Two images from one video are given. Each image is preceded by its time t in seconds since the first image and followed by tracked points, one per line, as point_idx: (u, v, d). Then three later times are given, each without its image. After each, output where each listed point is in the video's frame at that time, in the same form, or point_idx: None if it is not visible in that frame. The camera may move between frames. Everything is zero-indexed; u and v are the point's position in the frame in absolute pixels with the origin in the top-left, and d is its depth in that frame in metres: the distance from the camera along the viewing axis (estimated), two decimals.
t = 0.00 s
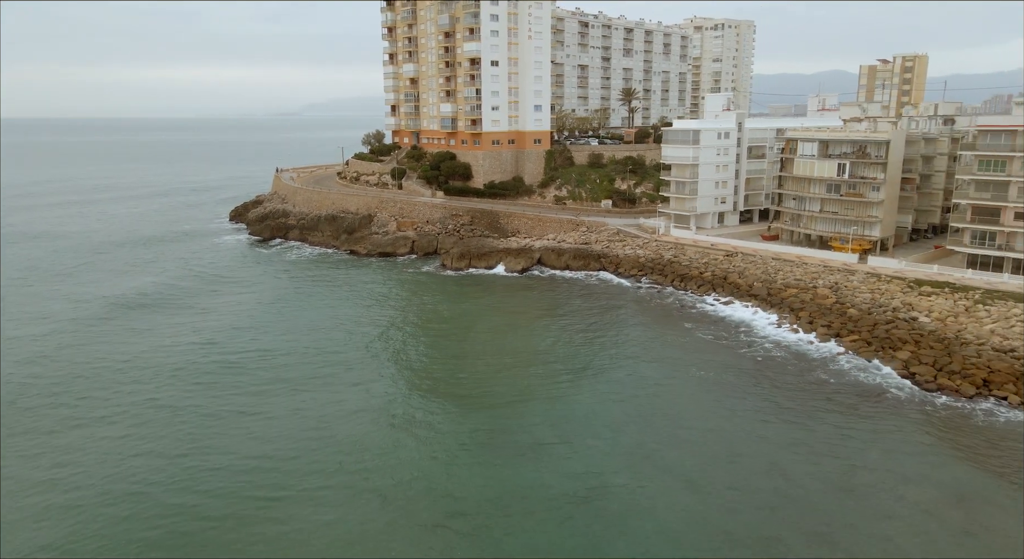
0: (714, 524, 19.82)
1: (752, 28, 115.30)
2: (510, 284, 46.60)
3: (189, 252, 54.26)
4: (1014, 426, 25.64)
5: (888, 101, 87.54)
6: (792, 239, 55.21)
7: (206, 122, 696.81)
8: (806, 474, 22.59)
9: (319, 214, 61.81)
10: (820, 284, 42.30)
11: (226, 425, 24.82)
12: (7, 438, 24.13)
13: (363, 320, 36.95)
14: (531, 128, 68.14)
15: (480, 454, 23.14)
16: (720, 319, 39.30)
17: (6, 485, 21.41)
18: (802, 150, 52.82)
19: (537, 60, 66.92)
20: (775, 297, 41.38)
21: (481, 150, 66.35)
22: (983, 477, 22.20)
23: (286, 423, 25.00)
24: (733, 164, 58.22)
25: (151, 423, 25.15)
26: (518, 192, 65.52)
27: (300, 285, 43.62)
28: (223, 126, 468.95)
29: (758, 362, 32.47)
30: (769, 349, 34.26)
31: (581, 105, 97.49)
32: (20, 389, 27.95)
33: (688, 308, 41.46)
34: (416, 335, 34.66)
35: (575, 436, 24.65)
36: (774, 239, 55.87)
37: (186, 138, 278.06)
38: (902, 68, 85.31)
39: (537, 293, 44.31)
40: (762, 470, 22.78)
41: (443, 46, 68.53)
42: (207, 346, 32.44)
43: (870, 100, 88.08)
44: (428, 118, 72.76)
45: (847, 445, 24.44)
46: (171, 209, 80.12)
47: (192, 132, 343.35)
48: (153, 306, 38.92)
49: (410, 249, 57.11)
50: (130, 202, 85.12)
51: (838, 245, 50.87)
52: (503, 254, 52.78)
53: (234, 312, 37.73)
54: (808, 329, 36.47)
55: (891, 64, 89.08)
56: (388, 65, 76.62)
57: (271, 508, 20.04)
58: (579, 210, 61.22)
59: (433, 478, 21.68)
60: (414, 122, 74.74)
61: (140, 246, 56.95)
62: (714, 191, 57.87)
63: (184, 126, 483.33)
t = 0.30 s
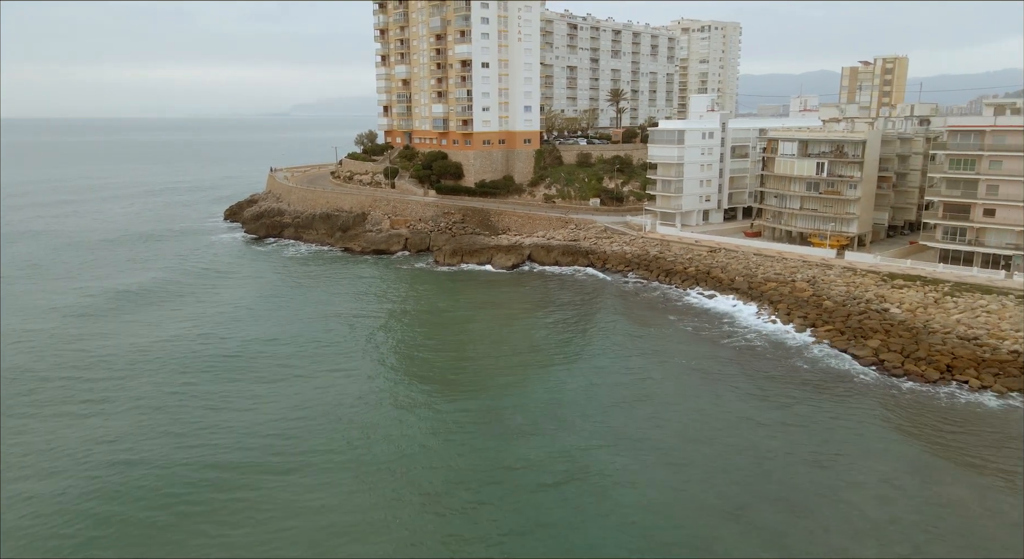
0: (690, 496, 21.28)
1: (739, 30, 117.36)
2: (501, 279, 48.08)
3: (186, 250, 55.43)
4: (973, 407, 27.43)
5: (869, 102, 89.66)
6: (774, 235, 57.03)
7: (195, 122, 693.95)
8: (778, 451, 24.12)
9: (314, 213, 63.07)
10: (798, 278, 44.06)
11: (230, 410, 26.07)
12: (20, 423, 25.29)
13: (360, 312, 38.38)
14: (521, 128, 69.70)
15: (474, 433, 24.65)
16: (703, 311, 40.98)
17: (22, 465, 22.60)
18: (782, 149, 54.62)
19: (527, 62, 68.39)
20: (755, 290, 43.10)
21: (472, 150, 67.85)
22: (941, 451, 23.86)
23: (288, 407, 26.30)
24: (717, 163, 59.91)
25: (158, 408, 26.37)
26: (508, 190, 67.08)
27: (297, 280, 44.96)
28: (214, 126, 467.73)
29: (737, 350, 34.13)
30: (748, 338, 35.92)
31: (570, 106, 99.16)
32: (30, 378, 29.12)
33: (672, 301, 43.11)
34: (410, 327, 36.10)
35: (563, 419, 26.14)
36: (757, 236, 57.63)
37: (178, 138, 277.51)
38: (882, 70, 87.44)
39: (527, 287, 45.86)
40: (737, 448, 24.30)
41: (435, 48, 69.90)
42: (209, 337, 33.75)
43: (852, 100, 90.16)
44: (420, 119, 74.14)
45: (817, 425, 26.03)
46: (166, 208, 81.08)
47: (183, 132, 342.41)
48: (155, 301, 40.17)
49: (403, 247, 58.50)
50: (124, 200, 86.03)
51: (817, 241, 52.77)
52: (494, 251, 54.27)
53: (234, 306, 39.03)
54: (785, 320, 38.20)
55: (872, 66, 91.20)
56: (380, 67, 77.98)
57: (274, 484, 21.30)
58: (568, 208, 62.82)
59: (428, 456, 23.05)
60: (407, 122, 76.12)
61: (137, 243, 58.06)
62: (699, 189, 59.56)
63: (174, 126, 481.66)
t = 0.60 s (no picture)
0: (669, 471, 22.76)
1: (725, 32, 119.37)
2: (493, 275, 49.59)
3: (183, 247, 56.54)
4: (936, 391, 29.20)
5: (851, 103, 91.73)
6: (756, 232, 58.82)
7: (184, 122, 690.97)
8: (753, 430, 25.68)
9: (308, 211, 64.30)
10: (778, 272, 45.79)
11: (234, 396, 27.33)
12: (32, 408, 26.46)
13: (356, 305, 39.78)
14: (511, 128, 71.22)
15: (467, 415, 26.11)
16: (686, 304, 42.67)
17: (36, 445, 23.78)
18: (765, 149, 56.41)
19: (516, 64, 70.01)
20: (736, 285, 44.84)
21: (463, 150, 69.32)
22: (903, 429, 25.53)
23: (290, 393, 27.61)
24: (701, 163, 61.58)
25: (164, 393, 27.60)
26: (499, 189, 68.59)
27: (294, 276, 46.28)
28: (204, 126, 466.04)
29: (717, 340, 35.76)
30: (728, 329, 37.58)
31: (559, 106, 100.77)
32: (38, 367, 30.29)
33: (657, 295, 44.78)
34: (405, 319, 37.52)
35: (551, 403, 27.64)
36: (740, 233, 59.45)
37: (168, 138, 276.93)
38: (864, 72, 89.48)
39: (517, 282, 47.38)
40: (714, 428, 25.84)
41: (427, 50, 71.30)
42: (211, 329, 34.99)
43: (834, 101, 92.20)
44: (412, 119, 75.49)
45: (789, 407, 27.64)
46: (160, 207, 82.02)
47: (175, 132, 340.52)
48: (157, 296, 41.36)
49: (397, 244, 59.88)
50: (118, 199, 86.93)
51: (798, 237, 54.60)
52: (485, 248, 55.74)
53: (235, 300, 40.33)
54: (764, 312, 39.95)
55: (854, 68, 93.25)
56: (373, 68, 79.34)
57: (278, 461, 22.58)
58: (557, 206, 64.41)
59: (423, 436, 24.45)
60: (399, 122, 77.49)
61: (134, 241, 59.13)
62: (684, 187, 61.18)
63: (163, 126, 479.53)
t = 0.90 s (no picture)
0: (651, 449, 24.25)
1: (712, 33, 121.36)
2: (484, 272, 51.10)
3: (180, 245, 57.72)
4: (904, 376, 30.95)
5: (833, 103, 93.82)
6: (740, 230, 60.66)
7: (173, 122, 687.64)
8: (730, 414, 27.24)
9: (303, 210, 65.53)
10: (759, 267, 47.56)
11: (237, 384, 28.61)
12: (44, 396, 27.70)
13: (352, 300, 41.21)
14: (502, 128, 72.78)
15: (461, 399, 27.62)
16: (670, 297, 44.36)
17: (49, 429, 24.98)
18: (747, 149, 58.23)
19: (506, 66, 71.85)
20: (719, 279, 46.55)
21: (455, 149, 70.81)
22: (871, 411, 27.19)
23: (291, 381, 28.92)
24: (686, 162, 63.21)
25: (170, 381, 28.86)
26: (489, 188, 70.12)
27: (290, 272, 47.60)
28: (195, 126, 464.99)
29: (699, 330, 37.39)
30: (709, 320, 39.26)
31: (549, 107, 102.42)
32: (47, 358, 31.49)
33: (643, 289, 46.42)
34: (401, 313, 38.98)
35: (540, 389, 29.12)
36: (724, 230, 61.29)
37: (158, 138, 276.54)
38: (846, 73, 91.53)
39: (508, 278, 48.92)
40: (694, 412, 27.39)
41: (419, 52, 72.76)
42: (213, 322, 36.33)
43: (817, 101, 94.28)
44: (404, 119, 76.87)
45: (765, 391, 29.25)
46: (155, 205, 83.03)
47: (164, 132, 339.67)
48: (158, 291, 42.62)
49: (390, 242, 61.22)
50: (113, 198, 87.88)
51: (779, 234, 56.47)
52: (476, 245, 57.21)
53: (234, 295, 41.66)
54: (745, 304, 41.68)
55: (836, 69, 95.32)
56: (365, 69, 80.60)
57: (282, 443, 23.89)
58: (546, 205, 65.98)
59: (419, 419, 25.86)
60: (391, 123, 78.81)
61: (131, 239, 60.22)
62: (670, 186, 62.87)
63: (153, 126, 477.55)
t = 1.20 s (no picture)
0: (633, 431, 25.76)
1: (699, 35, 123.18)
2: (476, 268, 52.56)
3: (177, 243, 58.86)
4: (874, 363, 32.73)
5: (817, 104, 95.91)
6: (724, 227, 62.45)
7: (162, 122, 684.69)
8: (710, 398, 28.79)
9: (298, 209, 66.78)
10: (741, 262, 49.30)
11: (241, 373, 29.91)
12: (56, 384, 28.91)
13: (349, 295, 42.58)
14: (492, 129, 74.26)
15: (455, 386, 29.06)
16: (656, 291, 46.03)
17: (61, 416, 26.17)
18: (731, 148, 59.97)
19: (496, 67, 73.39)
20: (703, 274, 48.24)
21: (447, 149, 72.24)
22: (841, 394, 28.89)
23: (292, 371, 30.24)
24: (672, 161, 64.82)
25: (175, 371, 30.07)
26: (481, 187, 71.59)
27: (287, 269, 48.92)
28: (185, 126, 462.99)
29: (683, 321, 39.02)
30: (692, 312, 40.90)
31: (539, 107, 104.05)
32: (54, 350, 32.62)
33: (629, 284, 48.07)
34: (396, 306, 40.40)
35: (530, 375, 30.63)
36: (709, 228, 63.05)
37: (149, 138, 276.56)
38: (828, 75, 93.64)
39: (499, 274, 50.40)
40: (675, 397, 28.93)
41: (411, 53, 74.16)
42: (215, 316, 37.62)
43: (801, 102, 96.35)
44: (396, 120, 78.25)
45: (743, 378, 30.85)
46: (150, 205, 84.04)
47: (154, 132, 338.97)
48: (160, 287, 43.83)
49: (383, 239, 62.55)
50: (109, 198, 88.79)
51: (761, 231, 58.29)
52: (468, 243, 58.63)
53: (233, 290, 42.93)
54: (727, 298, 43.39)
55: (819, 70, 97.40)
56: (358, 70, 81.90)
57: (284, 426, 25.19)
58: (536, 203, 67.50)
59: (415, 403, 27.29)
60: (383, 123, 80.15)
61: (129, 237, 61.30)
62: (657, 184, 64.51)
63: (141, 126, 475.74)
